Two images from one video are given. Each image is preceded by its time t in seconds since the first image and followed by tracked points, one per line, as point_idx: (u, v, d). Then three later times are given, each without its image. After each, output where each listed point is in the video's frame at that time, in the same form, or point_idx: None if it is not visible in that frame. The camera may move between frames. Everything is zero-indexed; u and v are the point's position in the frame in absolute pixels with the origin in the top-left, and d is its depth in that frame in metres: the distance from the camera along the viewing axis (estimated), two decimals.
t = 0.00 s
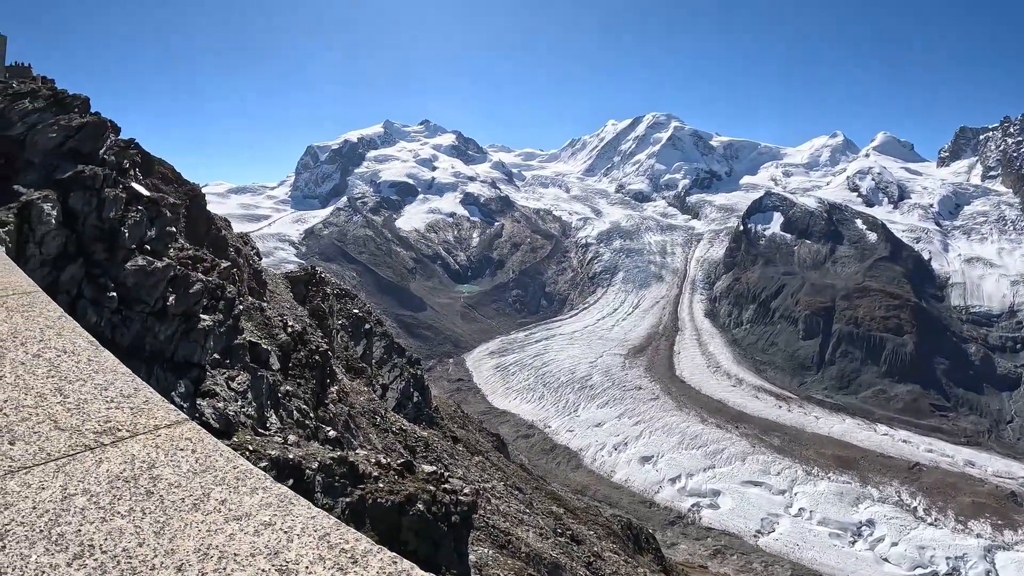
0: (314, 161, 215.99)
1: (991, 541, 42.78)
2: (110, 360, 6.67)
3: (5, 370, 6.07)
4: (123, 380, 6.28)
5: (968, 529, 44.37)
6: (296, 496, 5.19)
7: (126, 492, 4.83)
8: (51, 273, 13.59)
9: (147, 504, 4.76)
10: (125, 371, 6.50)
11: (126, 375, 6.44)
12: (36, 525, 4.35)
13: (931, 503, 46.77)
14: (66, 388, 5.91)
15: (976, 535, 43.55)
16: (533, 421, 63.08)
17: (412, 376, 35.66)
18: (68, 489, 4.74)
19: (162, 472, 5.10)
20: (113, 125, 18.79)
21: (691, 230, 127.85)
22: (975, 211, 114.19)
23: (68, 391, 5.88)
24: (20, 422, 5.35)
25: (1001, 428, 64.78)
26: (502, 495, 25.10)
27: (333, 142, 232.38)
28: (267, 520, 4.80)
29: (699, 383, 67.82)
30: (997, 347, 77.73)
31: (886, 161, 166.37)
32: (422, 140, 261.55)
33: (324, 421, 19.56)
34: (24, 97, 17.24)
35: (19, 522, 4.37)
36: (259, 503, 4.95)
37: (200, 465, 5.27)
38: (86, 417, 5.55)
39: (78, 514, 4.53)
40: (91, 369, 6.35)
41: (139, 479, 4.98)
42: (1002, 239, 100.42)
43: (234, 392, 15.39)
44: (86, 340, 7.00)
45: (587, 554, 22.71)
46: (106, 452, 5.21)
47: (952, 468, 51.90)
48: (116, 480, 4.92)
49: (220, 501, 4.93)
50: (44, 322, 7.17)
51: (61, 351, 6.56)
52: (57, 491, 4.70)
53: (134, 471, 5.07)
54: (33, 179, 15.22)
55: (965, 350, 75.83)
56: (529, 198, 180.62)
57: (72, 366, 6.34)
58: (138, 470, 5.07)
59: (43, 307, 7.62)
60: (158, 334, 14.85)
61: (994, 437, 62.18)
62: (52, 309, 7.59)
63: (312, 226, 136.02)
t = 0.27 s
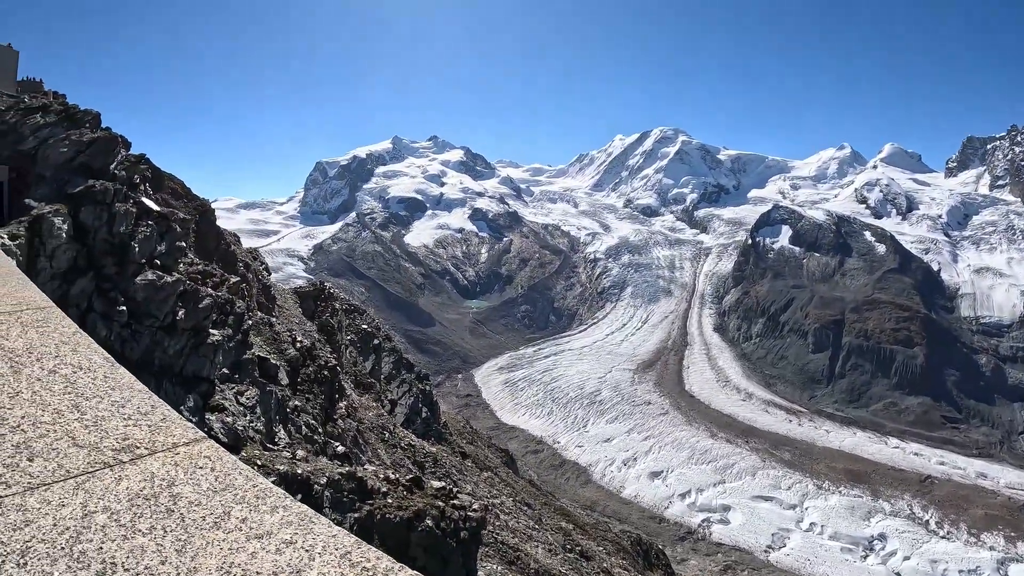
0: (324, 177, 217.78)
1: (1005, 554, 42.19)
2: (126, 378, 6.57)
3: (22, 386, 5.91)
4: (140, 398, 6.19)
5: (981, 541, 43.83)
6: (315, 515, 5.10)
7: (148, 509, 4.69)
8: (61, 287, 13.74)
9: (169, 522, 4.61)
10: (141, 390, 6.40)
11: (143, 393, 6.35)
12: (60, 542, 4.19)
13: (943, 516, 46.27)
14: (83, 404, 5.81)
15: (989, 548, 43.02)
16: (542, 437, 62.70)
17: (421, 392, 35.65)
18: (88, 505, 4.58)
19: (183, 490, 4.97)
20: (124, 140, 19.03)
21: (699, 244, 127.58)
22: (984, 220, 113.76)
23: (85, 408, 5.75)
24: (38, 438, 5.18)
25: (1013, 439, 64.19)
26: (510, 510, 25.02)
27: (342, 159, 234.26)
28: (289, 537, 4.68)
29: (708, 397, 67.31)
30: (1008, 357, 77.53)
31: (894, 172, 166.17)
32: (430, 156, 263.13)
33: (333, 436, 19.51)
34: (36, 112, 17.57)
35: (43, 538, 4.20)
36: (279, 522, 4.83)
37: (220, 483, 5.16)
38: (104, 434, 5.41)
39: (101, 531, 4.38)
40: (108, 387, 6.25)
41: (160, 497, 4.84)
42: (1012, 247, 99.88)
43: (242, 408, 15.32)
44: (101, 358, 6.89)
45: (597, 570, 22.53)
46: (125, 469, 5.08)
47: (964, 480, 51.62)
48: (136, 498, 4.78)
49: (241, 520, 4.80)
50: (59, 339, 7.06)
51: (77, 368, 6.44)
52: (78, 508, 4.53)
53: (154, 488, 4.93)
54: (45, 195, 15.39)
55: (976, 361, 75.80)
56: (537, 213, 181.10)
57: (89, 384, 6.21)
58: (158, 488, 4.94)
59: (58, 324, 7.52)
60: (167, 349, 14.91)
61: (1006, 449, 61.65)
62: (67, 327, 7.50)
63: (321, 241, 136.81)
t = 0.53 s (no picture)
0: (330, 195, 219.25)
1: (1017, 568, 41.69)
2: (146, 402, 5.91)
3: (38, 409, 5.27)
4: (159, 422, 5.57)
5: (992, 554, 43.49)
6: (347, 545, 4.58)
7: (176, 539, 4.19)
8: (69, 303, 13.81)
9: (197, 553, 4.13)
10: (164, 413, 5.77)
11: (166, 418, 5.71)
12: (84, 575, 3.72)
13: (954, 530, 45.94)
14: (101, 427, 5.21)
15: (1001, 561, 42.69)
16: (549, 455, 62.21)
17: (427, 410, 35.49)
18: (113, 535, 4.12)
19: (210, 518, 4.43)
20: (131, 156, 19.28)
21: (705, 260, 127.43)
22: (989, 231, 113.74)
23: (105, 432, 5.15)
24: (57, 463, 4.65)
25: None
26: (517, 528, 24.86)
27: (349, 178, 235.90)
28: (320, 569, 4.22)
29: (716, 414, 66.77)
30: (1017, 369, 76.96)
31: (899, 185, 166.15)
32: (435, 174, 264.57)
33: (339, 455, 19.43)
34: (45, 129, 17.76)
35: (66, 570, 3.74)
36: (311, 552, 4.36)
37: (247, 511, 4.59)
38: (125, 460, 4.84)
39: (125, 564, 3.93)
40: (127, 410, 5.61)
41: (185, 525, 4.33)
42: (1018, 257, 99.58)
43: (249, 426, 15.51)
44: (118, 379, 6.22)
45: None
46: (149, 496, 4.53)
47: (975, 494, 51.17)
48: (161, 528, 4.27)
49: (271, 549, 4.29)
50: (73, 359, 6.39)
51: (94, 390, 5.75)
52: (102, 538, 4.06)
53: (181, 517, 4.41)
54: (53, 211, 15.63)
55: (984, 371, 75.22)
56: (542, 230, 181.59)
57: (107, 405, 5.59)
58: (185, 516, 4.40)
59: (71, 343, 6.83)
60: (174, 366, 15.02)
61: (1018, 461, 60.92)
62: (80, 347, 6.82)
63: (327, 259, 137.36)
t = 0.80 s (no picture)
0: (335, 215, 220.50)
1: None
2: (170, 437, 5.85)
3: (61, 444, 5.18)
4: (186, 460, 5.49)
5: (1003, 568, 43.15)
6: None
7: None
8: (75, 321, 13.86)
9: None
10: (189, 449, 5.70)
11: (194, 456, 5.62)
12: None
13: (964, 545, 45.66)
14: (128, 466, 5.10)
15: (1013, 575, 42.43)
16: (555, 474, 61.70)
17: (432, 430, 35.40)
18: None
19: (250, 564, 4.24)
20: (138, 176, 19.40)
21: (710, 277, 127.34)
22: (993, 243, 113.85)
23: (132, 471, 5.05)
24: (85, 504, 4.51)
25: None
26: (523, 548, 24.73)
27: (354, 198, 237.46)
28: None
29: (723, 431, 66.24)
30: None
31: (903, 199, 166.35)
32: (440, 194, 265.95)
33: (345, 475, 19.37)
34: (52, 147, 18.09)
35: None
36: None
37: (287, 556, 4.43)
38: (157, 501, 4.73)
39: None
40: (151, 447, 5.51)
41: (224, 572, 4.11)
42: None
43: (255, 445, 15.46)
44: (139, 413, 6.16)
45: None
46: (183, 541, 4.37)
47: (985, 508, 50.76)
48: (200, 575, 4.04)
49: None
50: (93, 389, 6.36)
51: (116, 424, 5.72)
52: None
53: (219, 562, 4.20)
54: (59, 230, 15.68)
55: (992, 385, 74.86)
56: (547, 249, 182.00)
57: (131, 442, 5.51)
58: (224, 562, 4.20)
59: (89, 373, 6.84)
60: (180, 385, 15.01)
61: None
62: (98, 375, 6.81)
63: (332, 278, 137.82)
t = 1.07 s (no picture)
0: (341, 235, 221.85)
1: None
2: (194, 477, 5.83)
3: (83, 486, 5.18)
4: (215, 502, 5.48)
5: None
6: None
7: None
8: (82, 338, 13.75)
9: None
10: (215, 491, 5.69)
11: (222, 497, 5.60)
12: None
13: (975, 560, 45.18)
14: (156, 510, 5.09)
15: None
16: (561, 494, 61.15)
17: (439, 450, 35.24)
18: None
19: None
20: (146, 195, 19.62)
21: (716, 295, 127.12)
22: (999, 257, 113.62)
23: (160, 515, 5.05)
24: (115, 553, 4.51)
25: None
26: (530, 568, 24.50)
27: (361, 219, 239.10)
28: None
29: (730, 450, 65.69)
30: None
31: (907, 214, 166.42)
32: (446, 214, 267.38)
33: (351, 495, 19.33)
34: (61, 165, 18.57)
35: None
36: None
37: None
38: (188, 549, 4.71)
39: None
40: (178, 488, 5.50)
41: None
42: None
43: (260, 465, 15.59)
44: (160, 448, 6.18)
45: None
46: None
47: (995, 522, 50.21)
48: None
49: None
50: (109, 421, 6.34)
51: (138, 462, 5.71)
52: None
53: None
54: (67, 247, 15.90)
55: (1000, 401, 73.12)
56: (553, 269, 182.21)
57: (155, 482, 5.50)
58: None
59: (102, 403, 6.78)
60: (186, 405, 14.94)
61: None
62: (113, 405, 6.77)
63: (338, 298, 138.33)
